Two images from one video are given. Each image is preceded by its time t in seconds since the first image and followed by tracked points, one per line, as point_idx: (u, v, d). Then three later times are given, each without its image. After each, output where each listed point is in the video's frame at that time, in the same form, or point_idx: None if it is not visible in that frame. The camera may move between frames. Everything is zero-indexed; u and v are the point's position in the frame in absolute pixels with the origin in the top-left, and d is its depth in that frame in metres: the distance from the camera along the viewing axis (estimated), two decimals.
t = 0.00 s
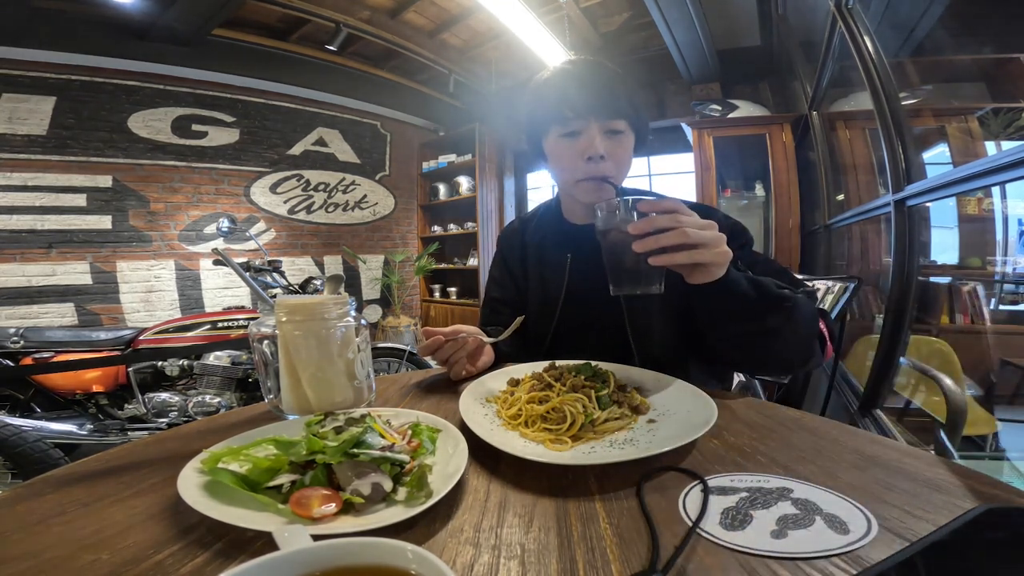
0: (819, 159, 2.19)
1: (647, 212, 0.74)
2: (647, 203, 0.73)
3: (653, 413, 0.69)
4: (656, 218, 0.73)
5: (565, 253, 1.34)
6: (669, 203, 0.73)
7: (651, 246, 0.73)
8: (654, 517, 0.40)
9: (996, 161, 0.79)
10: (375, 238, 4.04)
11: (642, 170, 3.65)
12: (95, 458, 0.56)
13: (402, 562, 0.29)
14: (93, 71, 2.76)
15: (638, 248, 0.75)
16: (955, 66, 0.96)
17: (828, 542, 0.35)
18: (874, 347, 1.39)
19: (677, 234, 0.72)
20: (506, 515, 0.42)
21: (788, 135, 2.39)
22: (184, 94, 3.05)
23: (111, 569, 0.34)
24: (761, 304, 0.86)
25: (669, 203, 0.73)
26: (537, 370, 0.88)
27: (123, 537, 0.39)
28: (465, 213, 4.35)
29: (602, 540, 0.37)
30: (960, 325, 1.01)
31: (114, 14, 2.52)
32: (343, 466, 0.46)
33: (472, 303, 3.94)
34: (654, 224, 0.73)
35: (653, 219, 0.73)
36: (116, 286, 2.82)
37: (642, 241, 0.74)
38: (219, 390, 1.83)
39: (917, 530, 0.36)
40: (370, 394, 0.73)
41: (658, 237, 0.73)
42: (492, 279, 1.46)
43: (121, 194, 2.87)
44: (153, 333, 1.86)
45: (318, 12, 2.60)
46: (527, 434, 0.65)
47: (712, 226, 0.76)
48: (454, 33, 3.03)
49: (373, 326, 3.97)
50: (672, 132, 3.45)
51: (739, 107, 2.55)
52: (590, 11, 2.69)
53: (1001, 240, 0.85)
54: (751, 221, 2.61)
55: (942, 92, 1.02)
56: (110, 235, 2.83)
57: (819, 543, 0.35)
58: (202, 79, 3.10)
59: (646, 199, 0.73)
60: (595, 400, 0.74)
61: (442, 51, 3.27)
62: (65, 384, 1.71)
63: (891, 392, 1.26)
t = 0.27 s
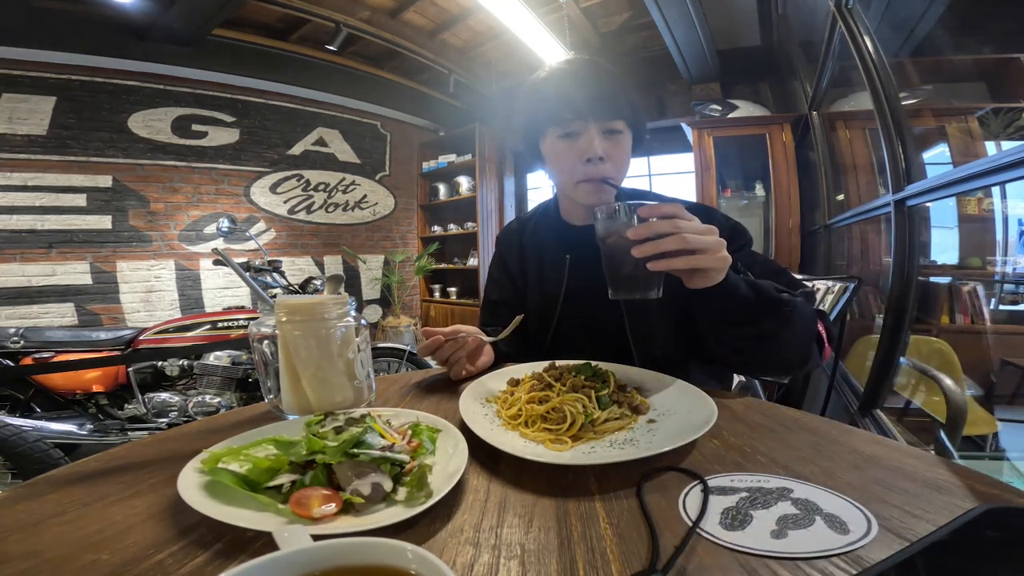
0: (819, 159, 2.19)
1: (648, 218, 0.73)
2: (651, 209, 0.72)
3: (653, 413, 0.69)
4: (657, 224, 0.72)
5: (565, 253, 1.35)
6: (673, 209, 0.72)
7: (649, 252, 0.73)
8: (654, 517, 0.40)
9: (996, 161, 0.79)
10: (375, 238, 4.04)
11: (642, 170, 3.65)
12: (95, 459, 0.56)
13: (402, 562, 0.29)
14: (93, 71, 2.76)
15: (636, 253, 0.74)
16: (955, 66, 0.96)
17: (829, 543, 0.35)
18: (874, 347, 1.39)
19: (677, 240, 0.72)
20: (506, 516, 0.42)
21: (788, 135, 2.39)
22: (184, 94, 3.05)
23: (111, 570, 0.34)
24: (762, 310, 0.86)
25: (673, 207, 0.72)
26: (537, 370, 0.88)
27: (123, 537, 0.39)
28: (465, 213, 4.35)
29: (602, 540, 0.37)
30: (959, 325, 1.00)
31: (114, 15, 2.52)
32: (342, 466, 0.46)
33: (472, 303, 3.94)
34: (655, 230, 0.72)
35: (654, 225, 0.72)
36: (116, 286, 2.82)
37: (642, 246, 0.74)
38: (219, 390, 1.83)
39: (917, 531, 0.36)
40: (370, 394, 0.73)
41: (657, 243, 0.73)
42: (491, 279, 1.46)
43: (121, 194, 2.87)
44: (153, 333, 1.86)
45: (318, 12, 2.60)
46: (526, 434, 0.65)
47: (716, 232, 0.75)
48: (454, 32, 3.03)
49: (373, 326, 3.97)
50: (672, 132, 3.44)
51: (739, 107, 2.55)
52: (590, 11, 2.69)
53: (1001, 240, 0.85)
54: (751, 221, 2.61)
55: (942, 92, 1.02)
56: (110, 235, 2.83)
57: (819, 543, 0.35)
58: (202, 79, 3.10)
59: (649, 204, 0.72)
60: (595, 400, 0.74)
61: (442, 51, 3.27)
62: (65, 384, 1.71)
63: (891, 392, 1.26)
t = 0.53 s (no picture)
0: (819, 159, 2.19)
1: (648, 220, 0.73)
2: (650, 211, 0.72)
3: (653, 413, 0.69)
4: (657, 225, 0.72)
5: (563, 254, 1.34)
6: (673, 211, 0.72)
7: (647, 253, 0.73)
8: (654, 517, 0.40)
9: (996, 161, 0.79)
10: (375, 238, 4.04)
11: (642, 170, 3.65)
12: (95, 459, 0.56)
13: (402, 562, 0.29)
14: (93, 71, 2.76)
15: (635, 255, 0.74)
16: (955, 66, 0.96)
17: (829, 543, 0.35)
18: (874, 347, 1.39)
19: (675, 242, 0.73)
20: (506, 516, 0.42)
21: (788, 135, 2.39)
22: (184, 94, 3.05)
23: (111, 570, 0.34)
24: (758, 309, 0.86)
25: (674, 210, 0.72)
26: (537, 370, 0.88)
27: (123, 537, 0.39)
28: (465, 213, 4.35)
29: (602, 540, 0.37)
30: (959, 325, 1.01)
31: (114, 15, 2.52)
32: (343, 466, 0.46)
33: (472, 303, 3.94)
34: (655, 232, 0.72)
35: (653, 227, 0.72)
36: (116, 286, 2.82)
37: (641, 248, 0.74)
38: (219, 390, 1.83)
39: (918, 531, 0.36)
40: (370, 393, 0.73)
41: (656, 245, 0.73)
42: (490, 280, 1.46)
43: (121, 194, 2.87)
44: (153, 333, 1.86)
45: (318, 13, 2.60)
46: (527, 434, 0.65)
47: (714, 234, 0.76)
48: (454, 33, 3.02)
49: (373, 326, 3.97)
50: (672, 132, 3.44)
51: (739, 107, 2.55)
52: (590, 11, 2.68)
53: (1001, 240, 0.85)
54: (751, 221, 2.61)
55: (942, 92, 1.02)
56: (110, 235, 2.83)
57: (819, 543, 0.35)
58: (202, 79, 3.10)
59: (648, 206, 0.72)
60: (595, 400, 0.74)
61: (442, 51, 3.27)
62: (65, 384, 1.71)
63: (891, 392, 1.26)
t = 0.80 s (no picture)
0: (819, 159, 2.20)
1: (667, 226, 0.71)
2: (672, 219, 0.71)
3: (653, 413, 0.69)
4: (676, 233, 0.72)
5: (561, 255, 1.34)
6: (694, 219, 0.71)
7: (662, 263, 0.72)
8: (654, 517, 0.40)
9: (995, 161, 0.79)
10: (375, 238, 4.04)
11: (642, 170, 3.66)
12: (94, 459, 0.56)
13: (402, 562, 0.29)
14: (93, 71, 2.76)
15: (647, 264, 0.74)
16: (956, 66, 0.96)
17: (828, 543, 0.35)
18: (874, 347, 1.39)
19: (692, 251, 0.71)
20: (505, 516, 0.42)
21: (788, 135, 2.39)
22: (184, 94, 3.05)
23: (110, 570, 0.34)
24: (768, 315, 0.86)
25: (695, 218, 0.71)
26: (537, 371, 0.88)
27: (123, 537, 0.39)
28: (465, 213, 4.35)
29: (601, 540, 0.37)
30: (959, 325, 1.01)
31: (114, 15, 2.52)
32: (343, 466, 0.46)
33: (472, 303, 3.94)
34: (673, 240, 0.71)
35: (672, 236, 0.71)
36: (116, 286, 2.83)
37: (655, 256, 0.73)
38: (219, 390, 1.83)
39: (917, 531, 0.36)
40: (370, 393, 0.73)
41: (672, 254, 0.72)
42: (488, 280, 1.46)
43: (121, 194, 2.87)
44: (153, 333, 1.86)
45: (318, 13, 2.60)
46: (527, 434, 0.65)
47: (735, 245, 0.75)
48: (454, 33, 3.02)
49: (373, 326, 3.98)
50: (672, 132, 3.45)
51: (739, 107, 2.55)
52: (590, 11, 2.68)
53: (1001, 240, 0.85)
54: (751, 221, 2.61)
55: (942, 92, 1.02)
56: (110, 235, 2.83)
57: (819, 544, 0.35)
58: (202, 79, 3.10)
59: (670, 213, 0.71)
60: (596, 399, 0.74)
61: (442, 52, 3.26)
62: (65, 384, 1.71)
63: (890, 392, 1.26)
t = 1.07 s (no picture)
0: (819, 159, 2.20)
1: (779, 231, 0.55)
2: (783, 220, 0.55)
3: (653, 413, 0.69)
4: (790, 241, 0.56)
5: (559, 256, 1.33)
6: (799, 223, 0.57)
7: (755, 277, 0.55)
8: (654, 517, 0.40)
9: (996, 161, 0.78)
10: (375, 238, 4.04)
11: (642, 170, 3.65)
12: (94, 459, 0.56)
13: (402, 562, 0.29)
14: (93, 71, 2.76)
15: (744, 281, 0.55)
16: (956, 66, 0.96)
17: (829, 543, 0.35)
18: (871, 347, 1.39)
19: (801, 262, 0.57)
20: (505, 515, 0.42)
21: (788, 135, 2.39)
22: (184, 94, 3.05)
23: (110, 570, 0.34)
24: (837, 334, 0.78)
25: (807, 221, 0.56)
26: (537, 370, 0.88)
27: (122, 538, 0.39)
28: (465, 213, 4.35)
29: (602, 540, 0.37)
30: (959, 325, 1.01)
31: (114, 15, 2.52)
32: (342, 466, 0.46)
33: (472, 303, 3.94)
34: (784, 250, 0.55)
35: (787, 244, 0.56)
36: (116, 286, 2.83)
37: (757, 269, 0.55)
38: (220, 390, 1.83)
39: (917, 530, 0.36)
40: (370, 393, 0.73)
41: (780, 267, 0.56)
42: (485, 282, 1.46)
43: (121, 194, 2.87)
44: (153, 333, 1.86)
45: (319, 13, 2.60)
46: (527, 434, 0.65)
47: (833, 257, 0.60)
48: (454, 33, 3.02)
49: (373, 326, 3.98)
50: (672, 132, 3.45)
51: (739, 107, 2.56)
52: (590, 11, 2.68)
53: (1001, 241, 0.85)
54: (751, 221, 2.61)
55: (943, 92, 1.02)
56: (110, 235, 2.83)
57: (818, 543, 0.35)
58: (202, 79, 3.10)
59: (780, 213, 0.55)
60: (596, 399, 0.74)
61: (443, 52, 3.26)
62: (66, 384, 1.71)
63: (890, 392, 1.25)
